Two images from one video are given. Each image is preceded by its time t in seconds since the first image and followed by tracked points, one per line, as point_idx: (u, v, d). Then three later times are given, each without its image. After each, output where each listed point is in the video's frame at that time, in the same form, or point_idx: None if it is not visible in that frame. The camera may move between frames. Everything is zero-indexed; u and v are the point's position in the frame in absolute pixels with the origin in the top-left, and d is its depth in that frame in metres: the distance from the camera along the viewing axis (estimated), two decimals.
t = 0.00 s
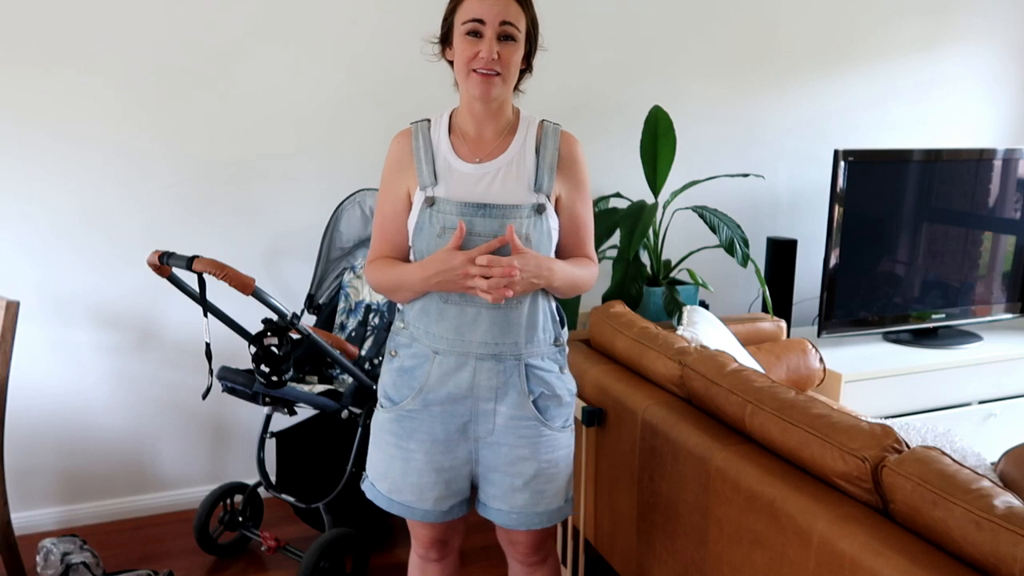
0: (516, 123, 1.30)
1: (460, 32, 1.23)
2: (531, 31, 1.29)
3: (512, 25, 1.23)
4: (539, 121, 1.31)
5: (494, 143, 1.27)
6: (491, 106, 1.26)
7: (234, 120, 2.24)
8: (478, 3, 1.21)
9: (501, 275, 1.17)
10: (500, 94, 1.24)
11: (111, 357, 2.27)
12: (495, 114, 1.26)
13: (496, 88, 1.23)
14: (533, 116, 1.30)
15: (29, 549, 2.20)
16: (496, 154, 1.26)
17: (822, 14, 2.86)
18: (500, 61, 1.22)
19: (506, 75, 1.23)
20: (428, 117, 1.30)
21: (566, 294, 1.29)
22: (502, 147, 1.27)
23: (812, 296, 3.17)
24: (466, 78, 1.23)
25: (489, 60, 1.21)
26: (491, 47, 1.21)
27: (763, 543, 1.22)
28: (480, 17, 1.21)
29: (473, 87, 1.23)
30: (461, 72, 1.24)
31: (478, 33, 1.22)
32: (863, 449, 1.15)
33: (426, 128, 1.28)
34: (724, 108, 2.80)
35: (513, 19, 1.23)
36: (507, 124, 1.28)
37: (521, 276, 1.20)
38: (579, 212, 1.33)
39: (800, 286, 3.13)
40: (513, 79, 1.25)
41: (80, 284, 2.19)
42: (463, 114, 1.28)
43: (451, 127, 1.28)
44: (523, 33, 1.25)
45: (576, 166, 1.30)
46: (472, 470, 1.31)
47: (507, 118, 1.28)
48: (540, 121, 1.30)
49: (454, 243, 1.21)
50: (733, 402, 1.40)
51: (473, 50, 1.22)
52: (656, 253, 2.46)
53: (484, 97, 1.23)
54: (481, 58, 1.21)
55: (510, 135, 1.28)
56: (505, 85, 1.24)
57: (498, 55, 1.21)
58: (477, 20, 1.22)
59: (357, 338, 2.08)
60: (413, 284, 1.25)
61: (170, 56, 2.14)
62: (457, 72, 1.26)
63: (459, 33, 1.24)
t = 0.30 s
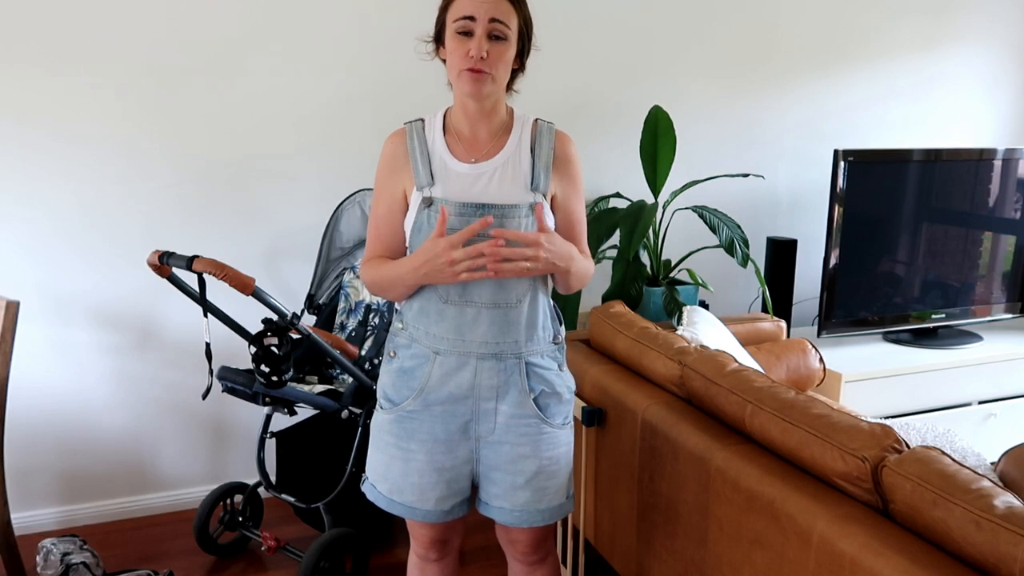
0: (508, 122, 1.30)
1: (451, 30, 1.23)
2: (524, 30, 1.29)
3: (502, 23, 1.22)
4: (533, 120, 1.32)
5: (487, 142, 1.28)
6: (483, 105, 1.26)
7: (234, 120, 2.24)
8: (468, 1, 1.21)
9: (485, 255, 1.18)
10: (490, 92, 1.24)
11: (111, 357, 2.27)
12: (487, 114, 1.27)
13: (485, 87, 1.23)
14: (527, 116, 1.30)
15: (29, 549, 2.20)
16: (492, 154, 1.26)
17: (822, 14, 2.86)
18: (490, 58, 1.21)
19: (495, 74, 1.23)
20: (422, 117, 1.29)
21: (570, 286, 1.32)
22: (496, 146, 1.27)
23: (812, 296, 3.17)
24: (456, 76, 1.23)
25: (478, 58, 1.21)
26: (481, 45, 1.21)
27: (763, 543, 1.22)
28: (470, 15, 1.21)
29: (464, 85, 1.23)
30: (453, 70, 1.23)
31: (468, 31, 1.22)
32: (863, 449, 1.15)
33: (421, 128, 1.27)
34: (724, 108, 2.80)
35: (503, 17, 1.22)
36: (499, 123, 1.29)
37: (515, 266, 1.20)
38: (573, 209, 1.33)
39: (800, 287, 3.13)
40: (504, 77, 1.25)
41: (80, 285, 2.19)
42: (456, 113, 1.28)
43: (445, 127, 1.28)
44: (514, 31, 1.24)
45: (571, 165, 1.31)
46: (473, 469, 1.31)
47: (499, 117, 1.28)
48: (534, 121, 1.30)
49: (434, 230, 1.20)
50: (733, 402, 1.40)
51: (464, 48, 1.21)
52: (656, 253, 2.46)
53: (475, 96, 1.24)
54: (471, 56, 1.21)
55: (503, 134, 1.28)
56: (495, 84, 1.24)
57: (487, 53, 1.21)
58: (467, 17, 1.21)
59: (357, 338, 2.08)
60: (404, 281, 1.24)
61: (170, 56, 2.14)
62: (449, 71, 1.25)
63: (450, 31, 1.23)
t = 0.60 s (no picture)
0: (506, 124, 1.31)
1: (450, 32, 1.23)
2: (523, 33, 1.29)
3: (501, 27, 1.22)
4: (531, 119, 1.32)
5: (487, 145, 1.28)
6: (482, 108, 1.27)
7: (234, 120, 2.24)
8: (467, 4, 1.21)
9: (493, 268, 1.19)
10: (489, 97, 1.25)
11: (111, 357, 2.27)
12: (486, 116, 1.27)
13: (484, 91, 1.23)
14: (526, 116, 1.30)
15: (29, 549, 2.20)
16: (492, 155, 1.26)
17: (822, 14, 2.86)
18: (489, 62, 1.22)
19: (494, 78, 1.23)
20: (420, 118, 1.29)
21: (571, 284, 1.32)
22: (496, 148, 1.27)
23: (812, 296, 3.17)
24: (455, 81, 1.23)
25: (477, 63, 1.21)
26: (480, 49, 1.21)
27: (764, 543, 1.22)
28: (468, 19, 1.21)
29: (463, 89, 1.23)
30: (452, 73, 1.24)
31: (467, 35, 1.22)
32: (863, 450, 1.15)
33: (420, 129, 1.27)
34: (724, 108, 2.80)
35: (502, 22, 1.22)
36: (498, 125, 1.29)
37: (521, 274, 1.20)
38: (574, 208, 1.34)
39: (800, 287, 3.13)
40: (502, 81, 1.25)
41: (80, 284, 2.19)
42: (455, 115, 1.28)
43: (444, 128, 1.28)
44: (513, 36, 1.24)
45: (571, 164, 1.31)
46: (476, 469, 1.30)
47: (498, 119, 1.29)
48: (533, 120, 1.30)
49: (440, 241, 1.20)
50: (733, 402, 1.40)
51: (463, 51, 1.22)
52: (656, 253, 2.46)
53: (473, 100, 1.24)
54: (470, 59, 1.21)
55: (502, 136, 1.29)
56: (493, 87, 1.24)
57: (487, 57, 1.21)
58: (466, 21, 1.21)
59: (358, 338, 2.08)
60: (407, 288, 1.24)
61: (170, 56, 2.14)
62: (448, 73, 1.25)
63: (449, 34, 1.24)
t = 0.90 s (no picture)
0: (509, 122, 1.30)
1: (450, 31, 1.23)
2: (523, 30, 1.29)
3: (500, 24, 1.22)
4: (534, 118, 1.32)
5: (490, 143, 1.28)
6: (485, 106, 1.26)
7: (234, 120, 2.24)
8: (466, 3, 1.21)
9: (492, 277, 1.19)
10: (490, 93, 1.24)
11: (111, 357, 2.27)
12: (488, 114, 1.27)
13: (485, 86, 1.22)
14: (528, 114, 1.30)
15: (29, 549, 2.20)
16: (495, 154, 1.26)
17: (822, 15, 2.86)
18: (488, 58, 1.21)
19: (494, 73, 1.22)
20: (423, 119, 1.29)
21: (579, 283, 1.32)
22: (499, 147, 1.27)
23: (812, 296, 3.17)
24: (456, 78, 1.23)
25: (477, 59, 1.21)
26: (479, 45, 1.20)
27: (764, 543, 1.22)
28: (468, 16, 1.21)
29: (464, 85, 1.22)
30: (453, 71, 1.23)
31: (466, 32, 1.22)
32: (863, 449, 1.15)
33: (423, 130, 1.27)
34: (724, 108, 2.80)
35: (502, 18, 1.22)
36: (501, 122, 1.28)
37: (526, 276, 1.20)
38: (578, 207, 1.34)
39: (800, 287, 3.13)
40: (502, 77, 1.25)
41: (80, 284, 2.19)
42: (458, 114, 1.28)
43: (447, 128, 1.28)
44: (513, 33, 1.24)
45: (574, 163, 1.32)
46: (481, 469, 1.30)
47: (501, 117, 1.28)
48: (536, 119, 1.30)
49: (445, 244, 1.20)
50: (733, 402, 1.40)
51: (463, 48, 1.21)
52: (656, 253, 2.47)
53: (474, 96, 1.23)
54: (470, 55, 1.20)
55: (506, 134, 1.28)
56: (494, 83, 1.24)
57: (486, 53, 1.21)
58: (465, 18, 1.21)
59: (357, 338, 2.08)
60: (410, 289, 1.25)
61: (171, 56, 2.14)
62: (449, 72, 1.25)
63: (449, 32, 1.24)
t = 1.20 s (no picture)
0: (519, 118, 1.29)
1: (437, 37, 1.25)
2: (513, 18, 1.22)
3: (470, 22, 1.19)
4: (551, 117, 1.30)
5: (496, 142, 1.27)
6: (483, 104, 1.26)
7: (235, 120, 2.24)
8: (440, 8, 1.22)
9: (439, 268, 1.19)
10: (475, 93, 1.23)
11: (111, 357, 2.27)
12: (491, 112, 1.26)
13: (466, 89, 1.22)
14: (542, 114, 1.28)
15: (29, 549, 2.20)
16: (501, 154, 1.26)
17: (822, 15, 2.86)
18: (461, 60, 1.20)
19: (471, 74, 1.21)
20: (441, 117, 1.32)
21: (589, 283, 1.29)
22: (504, 146, 1.27)
23: (812, 296, 3.17)
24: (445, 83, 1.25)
25: (452, 64, 1.21)
26: (450, 49, 1.20)
27: (764, 543, 1.22)
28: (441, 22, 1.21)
29: (449, 89, 1.24)
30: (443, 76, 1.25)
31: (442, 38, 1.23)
32: (863, 449, 1.15)
33: (438, 126, 1.29)
34: (724, 108, 2.80)
35: (473, 18, 1.19)
36: (507, 120, 1.28)
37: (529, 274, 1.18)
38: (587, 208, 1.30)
39: (800, 287, 3.13)
40: (488, 75, 1.22)
41: (80, 284, 2.19)
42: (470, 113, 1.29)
43: (460, 126, 1.29)
44: (490, 28, 1.20)
45: (586, 164, 1.28)
46: (483, 468, 1.31)
47: (506, 114, 1.27)
48: (550, 119, 1.28)
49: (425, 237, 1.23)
50: (733, 402, 1.40)
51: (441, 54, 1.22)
52: (656, 253, 2.47)
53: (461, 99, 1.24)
54: (445, 62, 1.21)
55: (513, 132, 1.27)
56: (475, 83, 1.22)
57: (456, 56, 1.20)
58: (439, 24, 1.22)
59: (357, 338, 2.08)
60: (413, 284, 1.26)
61: (171, 56, 2.14)
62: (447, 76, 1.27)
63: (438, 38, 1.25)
